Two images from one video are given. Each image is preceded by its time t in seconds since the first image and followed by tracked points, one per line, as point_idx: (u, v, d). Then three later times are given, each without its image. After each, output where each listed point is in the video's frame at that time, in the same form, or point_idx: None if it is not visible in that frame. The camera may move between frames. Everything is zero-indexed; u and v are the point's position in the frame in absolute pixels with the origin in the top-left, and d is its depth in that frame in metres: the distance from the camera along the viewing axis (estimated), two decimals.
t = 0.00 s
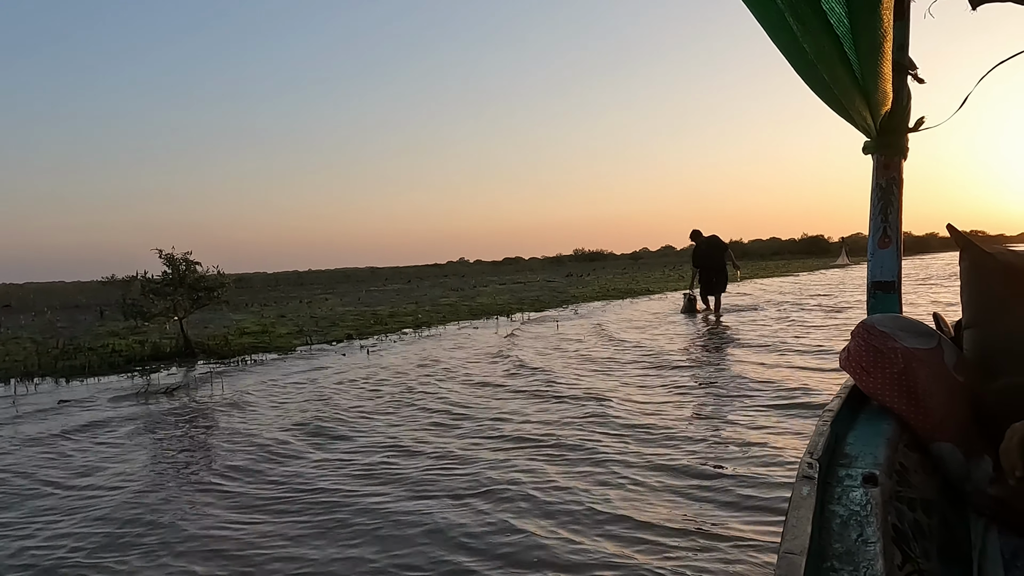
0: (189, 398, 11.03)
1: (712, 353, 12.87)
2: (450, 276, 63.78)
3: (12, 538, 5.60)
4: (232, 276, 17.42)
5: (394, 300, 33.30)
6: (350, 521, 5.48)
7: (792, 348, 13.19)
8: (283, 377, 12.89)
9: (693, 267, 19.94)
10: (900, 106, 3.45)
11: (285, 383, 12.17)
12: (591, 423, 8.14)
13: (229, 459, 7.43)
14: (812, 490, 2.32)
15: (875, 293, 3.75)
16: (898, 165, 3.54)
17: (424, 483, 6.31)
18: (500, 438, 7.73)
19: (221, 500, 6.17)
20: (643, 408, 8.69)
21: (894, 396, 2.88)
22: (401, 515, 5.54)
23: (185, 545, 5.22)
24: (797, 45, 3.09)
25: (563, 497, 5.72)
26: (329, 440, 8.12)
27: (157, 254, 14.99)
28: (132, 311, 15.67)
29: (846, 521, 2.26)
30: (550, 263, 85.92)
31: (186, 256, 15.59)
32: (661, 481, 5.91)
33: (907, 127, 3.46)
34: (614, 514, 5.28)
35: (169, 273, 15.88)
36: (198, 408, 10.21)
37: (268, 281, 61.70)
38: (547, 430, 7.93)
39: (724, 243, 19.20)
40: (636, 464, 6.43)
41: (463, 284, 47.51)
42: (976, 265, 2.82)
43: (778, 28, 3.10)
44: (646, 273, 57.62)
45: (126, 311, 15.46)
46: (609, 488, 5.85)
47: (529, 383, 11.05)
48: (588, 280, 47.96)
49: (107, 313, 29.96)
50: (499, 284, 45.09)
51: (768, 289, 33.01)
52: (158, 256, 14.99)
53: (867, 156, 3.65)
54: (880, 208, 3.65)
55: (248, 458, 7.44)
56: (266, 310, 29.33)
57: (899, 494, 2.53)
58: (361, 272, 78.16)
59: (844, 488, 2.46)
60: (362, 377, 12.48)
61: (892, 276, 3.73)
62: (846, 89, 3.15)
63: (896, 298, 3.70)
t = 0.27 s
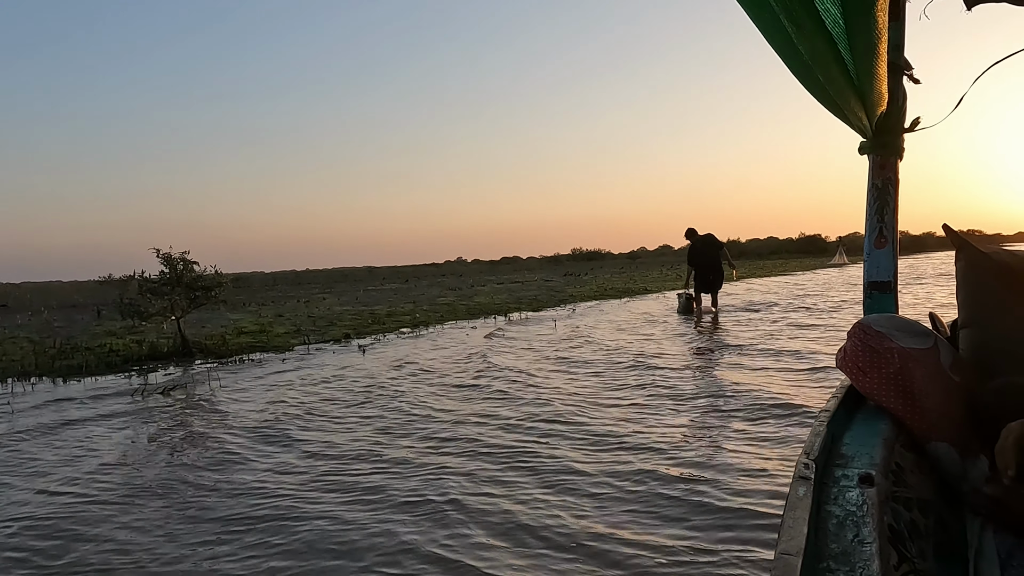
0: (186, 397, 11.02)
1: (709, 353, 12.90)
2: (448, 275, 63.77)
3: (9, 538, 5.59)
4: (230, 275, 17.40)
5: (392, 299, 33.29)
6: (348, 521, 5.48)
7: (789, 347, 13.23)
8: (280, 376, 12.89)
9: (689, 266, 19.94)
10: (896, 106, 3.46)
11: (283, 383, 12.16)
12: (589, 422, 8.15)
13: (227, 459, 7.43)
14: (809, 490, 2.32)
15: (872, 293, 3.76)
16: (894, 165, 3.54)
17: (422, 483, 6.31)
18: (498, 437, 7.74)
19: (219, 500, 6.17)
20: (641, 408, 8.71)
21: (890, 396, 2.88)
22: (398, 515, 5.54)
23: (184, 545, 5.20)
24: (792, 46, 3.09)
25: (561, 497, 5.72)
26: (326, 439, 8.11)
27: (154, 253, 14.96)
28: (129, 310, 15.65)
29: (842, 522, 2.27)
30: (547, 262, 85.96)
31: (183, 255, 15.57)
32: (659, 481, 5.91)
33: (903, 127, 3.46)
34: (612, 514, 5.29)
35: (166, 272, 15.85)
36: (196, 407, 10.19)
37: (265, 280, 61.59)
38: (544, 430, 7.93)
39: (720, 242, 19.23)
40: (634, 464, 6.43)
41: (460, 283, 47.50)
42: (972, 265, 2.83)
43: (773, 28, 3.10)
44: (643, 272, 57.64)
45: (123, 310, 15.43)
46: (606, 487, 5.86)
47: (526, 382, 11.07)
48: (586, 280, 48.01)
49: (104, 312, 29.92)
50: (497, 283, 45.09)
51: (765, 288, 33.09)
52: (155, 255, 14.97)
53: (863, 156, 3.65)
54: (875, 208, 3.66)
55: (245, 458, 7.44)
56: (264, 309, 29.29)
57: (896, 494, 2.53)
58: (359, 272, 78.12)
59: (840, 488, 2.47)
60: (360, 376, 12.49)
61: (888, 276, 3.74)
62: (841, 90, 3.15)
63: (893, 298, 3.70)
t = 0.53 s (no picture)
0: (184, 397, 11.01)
1: (706, 353, 12.92)
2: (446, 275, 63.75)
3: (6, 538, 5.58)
4: (227, 275, 17.39)
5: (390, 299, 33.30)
6: (346, 521, 5.48)
7: (786, 347, 13.27)
8: (278, 376, 12.88)
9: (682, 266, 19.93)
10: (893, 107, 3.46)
11: (281, 382, 12.15)
12: (586, 422, 8.16)
13: (225, 459, 7.42)
14: (806, 490, 2.33)
15: (869, 293, 3.76)
16: (890, 166, 3.55)
17: (420, 483, 6.31)
18: (496, 437, 7.74)
19: (217, 499, 6.16)
20: (638, 407, 8.72)
21: (888, 396, 2.89)
22: (396, 515, 5.54)
23: (184, 545, 5.19)
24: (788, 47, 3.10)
25: (559, 497, 5.72)
26: (324, 439, 8.11)
27: (152, 252, 14.94)
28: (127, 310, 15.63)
29: (840, 522, 2.27)
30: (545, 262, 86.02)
31: (181, 255, 15.55)
32: (658, 481, 5.91)
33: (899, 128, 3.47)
34: (610, 514, 5.29)
35: (164, 272, 15.83)
36: (194, 407, 10.17)
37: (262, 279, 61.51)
38: (542, 429, 7.94)
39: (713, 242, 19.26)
40: (631, 464, 6.44)
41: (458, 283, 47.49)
42: (968, 265, 2.83)
43: (770, 29, 3.10)
44: (641, 271, 57.68)
45: (121, 310, 15.41)
46: (604, 487, 5.87)
47: (524, 382, 11.07)
48: (584, 279, 48.05)
49: (102, 311, 29.87)
50: (495, 282, 45.11)
51: (762, 287, 33.17)
52: (153, 255, 14.95)
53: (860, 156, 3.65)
54: (872, 208, 3.66)
55: (243, 458, 7.43)
56: (262, 309, 29.27)
57: (893, 494, 2.54)
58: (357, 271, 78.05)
59: (838, 488, 2.47)
60: (358, 376, 12.49)
61: (885, 276, 3.74)
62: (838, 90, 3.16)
63: (890, 298, 3.70)
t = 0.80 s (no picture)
0: (181, 396, 10.98)
1: (704, 351, 12.95)
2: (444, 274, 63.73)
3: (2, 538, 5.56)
4: (225, 274, 17.36)
5: (388, 298, 33.28)
6: (344, 520, 5.47)
7: (784, 345, 13.30)
8: (277, 375, 12.87)
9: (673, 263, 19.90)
10: (890, 106, 3.47)
11: (279, 381, 12.14)
12: (584, 420, 8.16)
13: (223, 458, 7.41)
14: (805, 489, 2.33)
15: (866, 292, 3.76)
16: (888, 165, 3.55)
17: (418, 481, 6.32)
18: (494, 436, 7.74)
19: (214, 499, 6.15)
20: (636, 406, 8.74)
21: (886, 395, 2.89)
22: (395, 514, 5.54)
23: (184, 545, 5.17)
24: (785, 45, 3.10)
25: (557, 495, 5.72)
26: (323, 438, 8.10)
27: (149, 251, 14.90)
28: (124, 309, 15.60)
29: (838, 520, 2.28)
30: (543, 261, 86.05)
31: (178, 254, 15.52)
32: (658, 480, 5.91)
33: (897, 127, 3.47)
34: (608, 512, 5.29)
35: (161, 271, 15.80)
36: (192, 407, 10.15)
37: (260, 279, 61.49)
38: (540, 428, 7.94)
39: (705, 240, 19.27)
40: (630, 462, 6.44)
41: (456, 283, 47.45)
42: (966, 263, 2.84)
43: (765, 28, 3.11)
44: (638, 270, 57.75)
45: (118, 309, 15.39)
46: (603, 486, 5.87)
47: (522, 381, 11.08)
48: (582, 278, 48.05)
49: (99, 311, 29.81)
50: (493, 281, 45.12)
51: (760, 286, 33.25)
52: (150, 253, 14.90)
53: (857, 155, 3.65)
54: (870, 206, 3.66)
55: (241, 457, 7.42)
56: (259, 308, 29.23)
57: (891, 492, 2.54)
58: (355, 270, 78.00)
59: (836, 487, 2.48)
60: (356, 375, 12.48)
61: (883, 275, 3.74)
62: (835, 88, 3.16)
63: (887, 296, 3.71)
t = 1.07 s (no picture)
0: (180, 395, 10.98)
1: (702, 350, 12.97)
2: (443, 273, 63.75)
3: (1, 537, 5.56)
4: (223, 273, 17.36)
5: (387, 297, 33.30)
6: (343, 519, 5.48)
7: (782, 344, 13.32)
8: (276, 374, 12.88)
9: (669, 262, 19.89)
10: (888, 104, 3.47)
11: (278, 380, 12.14)
12: (583, 419, 8.17)
13: (221, 457, 7.41)
14: (804, 486, 2.33)
15: (865, 290, 3.77)
16: (887, 163, 3.55)
17: (416, 480, 6.32)
18: (492, 434, 7.75)
19: (213, 498, 6.15)
20: (635, 404, 8.75)
21: (885, 393, 2.90)
22: (394, 513, 5.54)
23: (183, 544, 5.17)
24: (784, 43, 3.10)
25: (556, 494, 5.73)
26: (322, 437, 8.11)
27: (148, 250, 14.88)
28: (123, 308, 15.60)
29: (837, 517, 2.28)
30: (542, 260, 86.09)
31: (177, 253, 15.51)
32: (658, 478, 5.91)
33: (895, 125, 3.47)
34: (607, 510, 5.30)
35: (160, 269, 15.78)
36: (191, 406, 10.13)
37: (259, 277, 61.47)
38: (539, 427, 7.96)
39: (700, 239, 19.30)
40: (628, 461, 6.45)
41: (455, 281, 47.43)
42: (964, 261, 2.84)
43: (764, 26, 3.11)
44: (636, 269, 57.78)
45: (117, 308, 15.38)
46: (602, 484, 5.88)
47: (521, 379, 11.09)
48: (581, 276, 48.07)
49: (98, 310, 29.77)
50: (491, 280, 45.14)
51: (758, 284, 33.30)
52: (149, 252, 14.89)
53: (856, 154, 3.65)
54: (868, 204, 3.67)
55: (240, 456, 7.42)
56: (258, 307, 29.21)
57: (890, 490, 2.54)
58: (353, 269, 78.00)
59: (835, 484, 2.49)
60: (355, 374, 12.49)
61: (881, 273, 3.74)
62: (834, 87, 3.16)
63: (886, 294, 3.71)
